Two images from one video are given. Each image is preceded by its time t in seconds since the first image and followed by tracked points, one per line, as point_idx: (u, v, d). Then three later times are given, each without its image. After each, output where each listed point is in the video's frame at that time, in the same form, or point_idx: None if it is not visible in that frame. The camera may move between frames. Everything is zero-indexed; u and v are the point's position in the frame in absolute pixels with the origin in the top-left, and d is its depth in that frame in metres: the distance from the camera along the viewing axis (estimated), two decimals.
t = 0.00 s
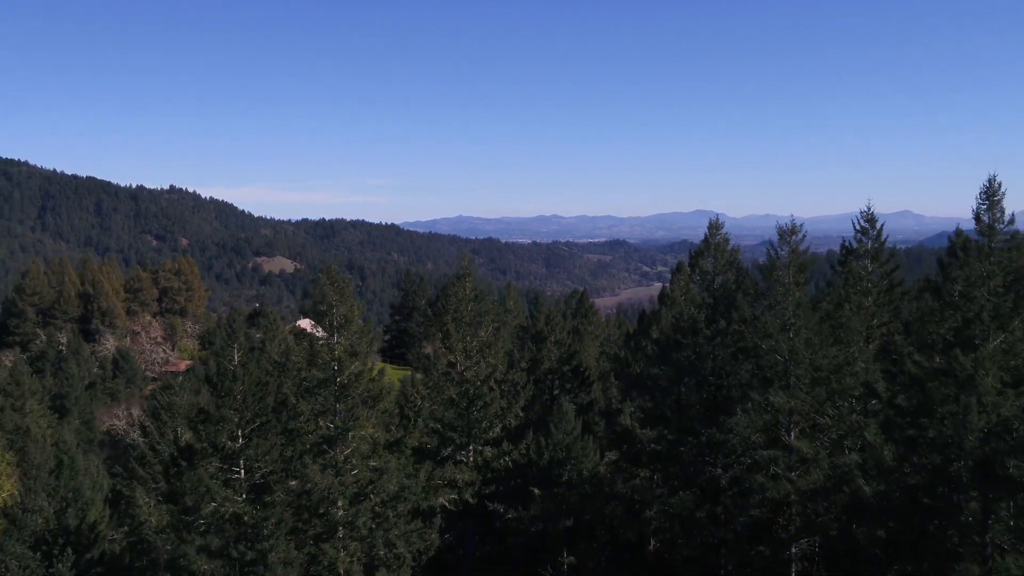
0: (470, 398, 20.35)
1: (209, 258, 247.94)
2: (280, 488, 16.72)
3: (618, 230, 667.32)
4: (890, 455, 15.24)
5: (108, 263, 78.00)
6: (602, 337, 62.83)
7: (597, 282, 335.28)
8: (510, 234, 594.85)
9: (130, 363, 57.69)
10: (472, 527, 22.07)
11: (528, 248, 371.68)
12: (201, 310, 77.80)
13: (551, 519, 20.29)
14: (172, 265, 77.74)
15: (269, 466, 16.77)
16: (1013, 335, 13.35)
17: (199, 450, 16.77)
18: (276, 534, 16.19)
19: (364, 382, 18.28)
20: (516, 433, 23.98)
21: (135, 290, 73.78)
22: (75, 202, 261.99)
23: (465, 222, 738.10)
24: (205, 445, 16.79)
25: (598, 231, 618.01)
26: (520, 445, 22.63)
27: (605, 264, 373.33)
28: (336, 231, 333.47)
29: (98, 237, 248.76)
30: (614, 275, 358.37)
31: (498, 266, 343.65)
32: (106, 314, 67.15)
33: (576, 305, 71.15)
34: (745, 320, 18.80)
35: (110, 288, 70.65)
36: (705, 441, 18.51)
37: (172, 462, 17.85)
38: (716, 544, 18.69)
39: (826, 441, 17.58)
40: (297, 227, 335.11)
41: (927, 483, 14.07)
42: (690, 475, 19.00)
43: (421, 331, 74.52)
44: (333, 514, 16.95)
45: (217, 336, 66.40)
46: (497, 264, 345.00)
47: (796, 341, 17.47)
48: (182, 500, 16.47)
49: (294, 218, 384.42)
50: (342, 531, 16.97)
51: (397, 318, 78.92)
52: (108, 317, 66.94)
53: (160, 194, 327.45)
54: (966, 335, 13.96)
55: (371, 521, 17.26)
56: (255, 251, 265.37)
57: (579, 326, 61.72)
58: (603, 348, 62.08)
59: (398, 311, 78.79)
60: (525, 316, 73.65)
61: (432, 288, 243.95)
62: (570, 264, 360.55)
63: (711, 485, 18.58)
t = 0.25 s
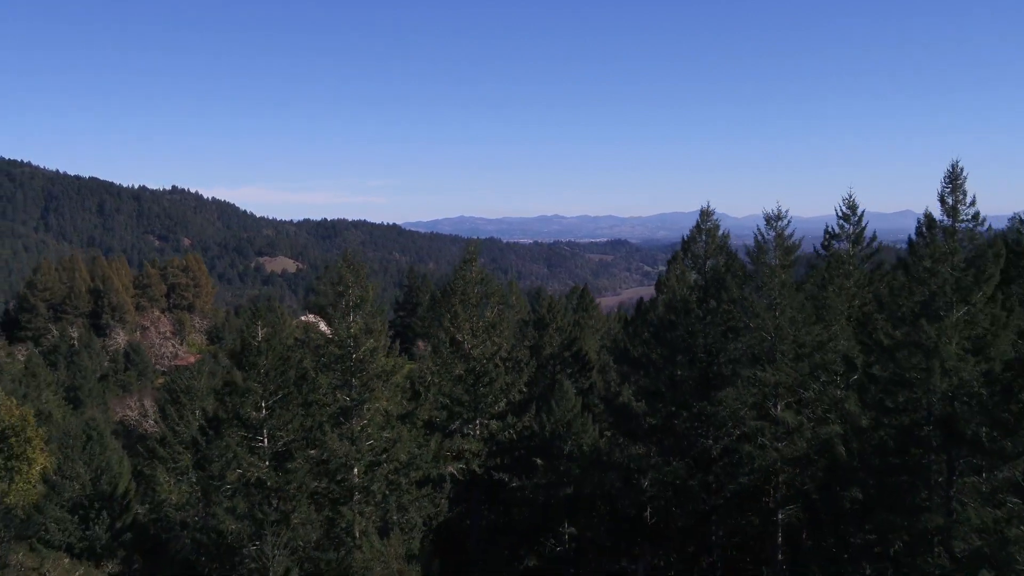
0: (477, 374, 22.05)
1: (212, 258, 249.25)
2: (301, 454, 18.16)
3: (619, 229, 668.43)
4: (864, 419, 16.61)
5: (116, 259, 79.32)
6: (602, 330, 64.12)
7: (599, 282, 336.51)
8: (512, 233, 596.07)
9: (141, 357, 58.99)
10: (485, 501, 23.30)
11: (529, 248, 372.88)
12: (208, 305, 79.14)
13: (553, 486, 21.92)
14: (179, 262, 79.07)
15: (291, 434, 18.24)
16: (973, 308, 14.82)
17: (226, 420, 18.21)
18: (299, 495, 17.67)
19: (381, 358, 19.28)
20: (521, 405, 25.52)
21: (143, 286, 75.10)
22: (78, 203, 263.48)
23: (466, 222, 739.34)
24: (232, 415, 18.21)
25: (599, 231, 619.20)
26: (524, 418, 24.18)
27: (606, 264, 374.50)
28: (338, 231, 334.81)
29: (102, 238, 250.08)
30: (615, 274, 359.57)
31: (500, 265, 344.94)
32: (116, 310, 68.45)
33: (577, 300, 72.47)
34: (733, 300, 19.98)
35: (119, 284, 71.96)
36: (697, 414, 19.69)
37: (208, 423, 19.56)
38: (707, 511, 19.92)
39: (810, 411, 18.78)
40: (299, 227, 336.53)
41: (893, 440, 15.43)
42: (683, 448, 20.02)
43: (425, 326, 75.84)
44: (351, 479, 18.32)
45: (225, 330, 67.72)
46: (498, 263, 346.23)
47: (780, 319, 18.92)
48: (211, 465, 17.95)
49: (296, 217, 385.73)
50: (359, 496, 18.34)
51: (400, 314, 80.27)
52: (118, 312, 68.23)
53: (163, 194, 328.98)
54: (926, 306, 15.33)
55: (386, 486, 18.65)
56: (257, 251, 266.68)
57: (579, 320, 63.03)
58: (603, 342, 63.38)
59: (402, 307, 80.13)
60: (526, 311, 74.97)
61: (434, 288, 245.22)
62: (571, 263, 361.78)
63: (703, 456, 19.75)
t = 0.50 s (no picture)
0: (482, 354, 24.34)
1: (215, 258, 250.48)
2: (320, 425, 19.76)
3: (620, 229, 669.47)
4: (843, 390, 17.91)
5: (124, 256, 80.61)
6: (602, 323, 65.37)
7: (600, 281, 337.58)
8: (513, 233, 597.30)
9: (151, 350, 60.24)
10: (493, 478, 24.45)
11: (530, 247, 374.04)
12: (215, 301, 80.44)
13: (553, 460, 23.33)
14: (187, 258, 80.37)
15: (312, 406, 19.84)
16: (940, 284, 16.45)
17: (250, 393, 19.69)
18: (317, 464, 18.95)
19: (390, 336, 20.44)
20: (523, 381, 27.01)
21: (152, 282, 76.38)
22: (80, 203, 264.69)
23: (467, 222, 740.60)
24: (254, 390, 19.74)
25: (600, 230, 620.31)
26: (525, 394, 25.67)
27: (607, 263, 375.58)
28: (340, 230, 336.13)
29: (105, 238, 251.29)
30: (617, 273, 360.64)
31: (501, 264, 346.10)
32: (126, 305, 69.70)
33: (577, 295, 73.73)
34: (724, 282, 20.97)
35: (128, 280, 73.23)
36: (691, 389, 20.89)
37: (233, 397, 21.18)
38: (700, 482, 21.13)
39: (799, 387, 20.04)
40: (301, 227, 337.84)
41: (866, 405, 16.80)
42: (677, 421, 21.09)
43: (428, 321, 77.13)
44: (365, 450, 19.51)
45: (233, 325, 68.97)
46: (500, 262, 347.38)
47: (767, 300, 20.37)
48: (235, 437, 19.44)
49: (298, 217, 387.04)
50: (372, 465, 19.54)
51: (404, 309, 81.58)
52: (127, 307, 69.48)
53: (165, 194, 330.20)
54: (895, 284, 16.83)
55: (399, 456, 19.89)
56: (260, 250, 267.90)
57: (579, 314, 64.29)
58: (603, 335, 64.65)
59: (405, 302, 81.44)
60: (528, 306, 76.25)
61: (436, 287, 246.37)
62: (572, 262, 362.95)
63: (696, 431, 20.88)
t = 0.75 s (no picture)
0: (488, 337, 27.29)
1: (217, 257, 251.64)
2: (336, 401, 21.06)
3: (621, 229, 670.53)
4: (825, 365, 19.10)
5: (133, 253, 81.93)
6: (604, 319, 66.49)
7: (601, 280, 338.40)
8: (514, 233, 598.43)
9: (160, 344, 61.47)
10: (496, 456, 25.26)
11: (531, 247, 375.06)
12: (222, 297, 81.71)
13: (552, 436, 24.44)
14: (194, 255, 81.69)
15: (327, 383, 21.26)
16: (913, 265, 17.72)
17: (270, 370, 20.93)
18: (331, 435, 20.19)
19: (401, 319, 22.09)
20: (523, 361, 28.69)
21: (160, 278, 77.68)
22: (83, 203, 265.98)
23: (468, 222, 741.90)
24: (274, 367, 21.06)
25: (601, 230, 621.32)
26: (526, 373, 27.21)
27: (608, 262, 376.49)
28: (342, 230, 337.37)
29: (108, 237, 252.56)
30: (618, 273, 361.50)
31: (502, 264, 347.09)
32: (135, 301, 70.96)
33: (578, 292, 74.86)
34: (716, 267, 22.18)
35: (137, 276, 74.52)
36: (683, 368, 22.12)
37: (253, 374, 22.55)
38: (692, 455, 22.41)
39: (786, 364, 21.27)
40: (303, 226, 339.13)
41: (844, 378, 17.88)
42: (673, 398, 22.21)
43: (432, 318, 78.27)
44: (378, 424, 20.89)
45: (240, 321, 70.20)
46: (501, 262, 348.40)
47: (756, 284, 21.68)
48: (257, 411, 20.72)
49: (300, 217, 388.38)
50: (385, 437, 20.89)
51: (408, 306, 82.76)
52: (136, 303, 70.73)
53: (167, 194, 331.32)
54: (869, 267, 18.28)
55: (409, 430, 21.31)
56: (262, 250, 269.04)
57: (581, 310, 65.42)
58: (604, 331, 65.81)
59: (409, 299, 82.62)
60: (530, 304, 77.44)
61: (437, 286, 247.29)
62: (574, 262, 363.91)
63: (689, 408, 21.97)
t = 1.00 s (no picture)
0: (493, 321, 28.83)
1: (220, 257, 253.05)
2: (351, 380, 22.64)
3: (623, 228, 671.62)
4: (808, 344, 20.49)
5: (143, 249, 83.43)
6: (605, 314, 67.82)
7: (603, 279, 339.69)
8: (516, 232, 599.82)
9: (171, 338, 62.86)
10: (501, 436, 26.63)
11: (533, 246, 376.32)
12: (230, 293, 83.20)
13: (557, 417, 25.73)
14: (203, 252, 83.23)
15: (344, 364, 22.72)
16: (885, 251, 19.32)
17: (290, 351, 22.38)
18: (347, 410, 21.35)
19: (412, 303, 23.65)
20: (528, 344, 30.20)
21: (170, 274, 79.18)
22: (87, 203, 267.54)
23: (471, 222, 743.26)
24: (295, 348, 22.59)
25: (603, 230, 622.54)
26: (531, 354, 28.67)
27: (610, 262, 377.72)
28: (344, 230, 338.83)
29: (111, 237, 253.92)
30: (619, 272, 362.64)
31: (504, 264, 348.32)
32: (145, 296, 72.44)
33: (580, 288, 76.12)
34: (708, 255, 23.81)
35: (147, 272, 76.02)
36: (676, 350, 23.61)
37: (273, 354, 24.05)
38: (685, 433, 23.61)
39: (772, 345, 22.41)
40: (306, 226, 340.61)
41: (824, 353, 18.87)
42: (667, 378, 23.52)
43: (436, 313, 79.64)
44: (390, 401, 22.28)
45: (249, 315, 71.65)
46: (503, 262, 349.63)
47: (744, 271, 23.18)
48: (278, 388, 22.15)
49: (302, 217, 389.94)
50: (396, 414, 22.28)
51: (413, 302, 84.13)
52: (147, 298, 72.20)
53: (170, 194, 332.80)
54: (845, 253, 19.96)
55: (420, 406, 22.53)
56: (265, 249, 270.48)
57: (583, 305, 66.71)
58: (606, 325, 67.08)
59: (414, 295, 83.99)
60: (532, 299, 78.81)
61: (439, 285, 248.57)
62: (575, 262, 365.13)
63: (682, 387, 23.24)
